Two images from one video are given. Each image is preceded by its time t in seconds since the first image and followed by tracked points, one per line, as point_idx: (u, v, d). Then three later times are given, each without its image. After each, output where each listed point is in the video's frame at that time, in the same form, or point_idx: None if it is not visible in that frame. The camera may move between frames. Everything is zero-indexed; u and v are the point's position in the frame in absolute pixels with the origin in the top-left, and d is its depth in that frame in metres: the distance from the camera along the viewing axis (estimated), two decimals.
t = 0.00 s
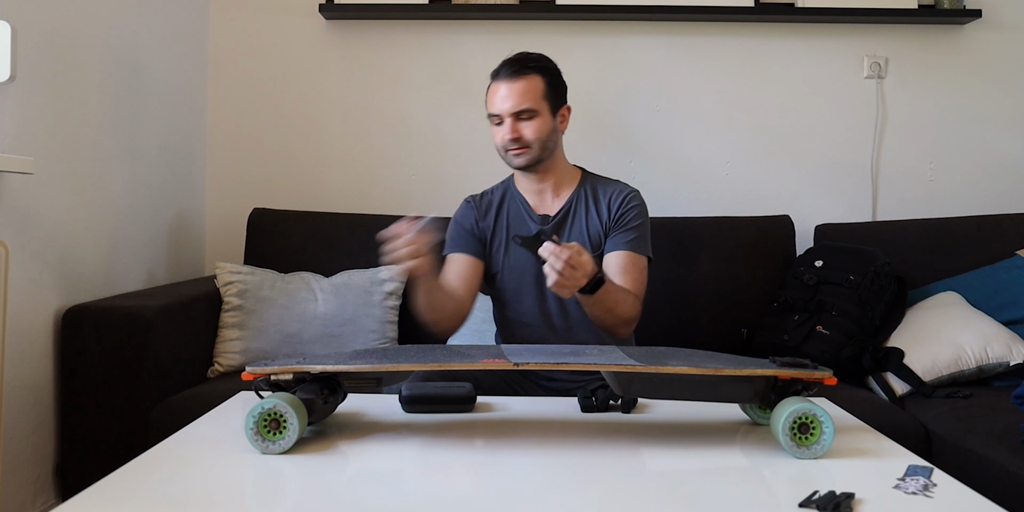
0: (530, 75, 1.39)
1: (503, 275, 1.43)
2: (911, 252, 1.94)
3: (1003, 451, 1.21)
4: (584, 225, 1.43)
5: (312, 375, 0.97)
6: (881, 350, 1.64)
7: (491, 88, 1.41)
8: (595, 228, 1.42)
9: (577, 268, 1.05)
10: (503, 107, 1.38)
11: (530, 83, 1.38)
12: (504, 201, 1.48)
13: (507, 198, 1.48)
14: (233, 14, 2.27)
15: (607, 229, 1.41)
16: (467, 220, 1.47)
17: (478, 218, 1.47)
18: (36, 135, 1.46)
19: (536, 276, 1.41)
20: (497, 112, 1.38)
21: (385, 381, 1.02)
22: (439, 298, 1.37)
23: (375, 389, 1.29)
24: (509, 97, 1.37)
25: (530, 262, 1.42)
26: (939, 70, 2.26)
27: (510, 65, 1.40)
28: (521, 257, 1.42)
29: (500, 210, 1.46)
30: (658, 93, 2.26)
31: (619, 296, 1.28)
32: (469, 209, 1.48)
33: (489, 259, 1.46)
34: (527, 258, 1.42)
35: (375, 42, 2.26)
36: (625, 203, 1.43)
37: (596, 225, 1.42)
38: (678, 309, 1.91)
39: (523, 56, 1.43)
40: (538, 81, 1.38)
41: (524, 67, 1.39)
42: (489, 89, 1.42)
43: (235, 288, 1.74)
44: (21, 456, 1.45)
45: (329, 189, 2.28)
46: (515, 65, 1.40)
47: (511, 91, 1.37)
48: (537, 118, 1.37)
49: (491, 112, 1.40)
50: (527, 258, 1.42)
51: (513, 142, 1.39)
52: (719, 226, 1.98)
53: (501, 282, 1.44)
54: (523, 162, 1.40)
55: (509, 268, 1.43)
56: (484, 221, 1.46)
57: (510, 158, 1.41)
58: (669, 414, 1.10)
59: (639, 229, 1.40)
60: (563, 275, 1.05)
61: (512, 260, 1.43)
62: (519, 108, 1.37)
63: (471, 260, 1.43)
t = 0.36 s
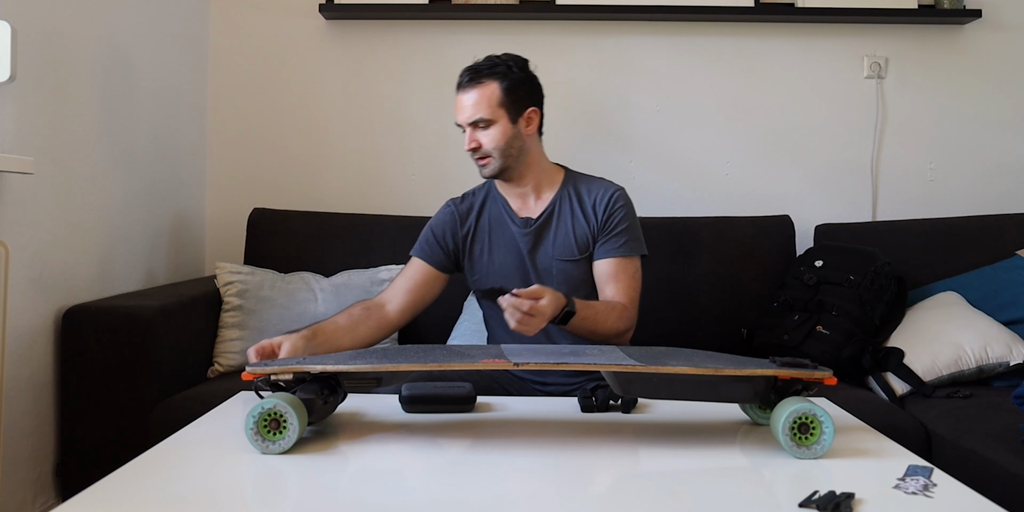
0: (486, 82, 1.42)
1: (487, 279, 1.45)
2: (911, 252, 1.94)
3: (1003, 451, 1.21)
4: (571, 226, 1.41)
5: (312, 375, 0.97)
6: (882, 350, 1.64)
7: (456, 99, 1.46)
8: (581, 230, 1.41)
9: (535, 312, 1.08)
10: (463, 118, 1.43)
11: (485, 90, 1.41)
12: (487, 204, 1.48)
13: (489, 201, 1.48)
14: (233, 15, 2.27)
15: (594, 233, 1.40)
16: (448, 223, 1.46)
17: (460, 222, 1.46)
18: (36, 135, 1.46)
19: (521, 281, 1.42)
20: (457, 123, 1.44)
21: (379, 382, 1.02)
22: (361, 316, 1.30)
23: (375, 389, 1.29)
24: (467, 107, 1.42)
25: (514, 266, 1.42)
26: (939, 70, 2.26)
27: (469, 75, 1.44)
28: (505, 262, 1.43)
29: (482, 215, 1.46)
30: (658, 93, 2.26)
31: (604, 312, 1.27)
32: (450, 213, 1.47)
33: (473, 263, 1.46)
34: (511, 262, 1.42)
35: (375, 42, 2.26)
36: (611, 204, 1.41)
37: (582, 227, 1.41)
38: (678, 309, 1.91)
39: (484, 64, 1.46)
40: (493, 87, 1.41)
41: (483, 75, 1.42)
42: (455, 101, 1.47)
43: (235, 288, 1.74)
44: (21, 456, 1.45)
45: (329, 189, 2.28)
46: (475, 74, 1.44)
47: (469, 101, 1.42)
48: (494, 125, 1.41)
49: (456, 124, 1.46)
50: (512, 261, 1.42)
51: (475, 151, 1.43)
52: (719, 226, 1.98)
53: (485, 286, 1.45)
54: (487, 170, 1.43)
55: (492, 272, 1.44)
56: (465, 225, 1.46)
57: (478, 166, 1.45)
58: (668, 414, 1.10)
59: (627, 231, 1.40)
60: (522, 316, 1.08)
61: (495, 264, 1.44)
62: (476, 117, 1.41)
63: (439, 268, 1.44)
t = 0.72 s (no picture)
0: (495, 81, 1.36)
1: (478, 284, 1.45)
2: (911, 252, 1.94)
3: (1002, 451, 1.21)
4: (560, 230, 1.42)
5: (312, 375, 0.97)
6: (882, 350, 1.64)
7: (454, 95, 1.37)
8: (571, 233, 1.41)
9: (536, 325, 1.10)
10: (469, 116, 1.34)
11: (495, 90, 1.35)
12: (473, 209, 1.47)
13: (476, 206, 1.47)
14: (233, 14, 2.27)
15: (586, 236, 1.42)
16: (436, 228, 1.46)
17: (447, 228, 1.46)
18: (36, 134, 1.46)
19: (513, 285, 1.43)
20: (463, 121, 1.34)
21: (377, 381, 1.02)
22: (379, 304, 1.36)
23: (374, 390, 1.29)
24: (474, 104, 1.34)
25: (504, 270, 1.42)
26: (939, 69, 2.26)
27: (473, 72, 1.37)
28: (495, 267, 1.43)
29: (469, 221, 1.45)
30: (658, 93, 2.26)
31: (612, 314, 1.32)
32: (437, 219, 1.47)
33: (462, 267, 1.46)
34: (501, 267, 1.43)
35: (375, 42, 2.26)
36: (601, 206, 1.43)
37: (572, 230, 1.41)
38: (678, 309, 1.91)
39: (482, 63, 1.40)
40: (504, 88, 1.36)
41: (490, 73, 1.36)
42: (452, 97, 1.38)
43: (235, 288, 1.74)
44: (21, 456, 1.45)
45: (330, 189, 2.28)
46: (478, 72, 1.37)
47: (479, 98, 1.34)
48: (503, 126, 1.35)
49: (455, 121, 1.37)
50: (501, 264, 1.43)
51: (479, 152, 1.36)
52: (719, 226, 1.98)
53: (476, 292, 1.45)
54: (492, 172, 1.37)
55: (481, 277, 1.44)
56: (452, 231, 1.46)
57: (478, 168, 1.38)
58: (668, 414, 1.10)
59: (618, 232, 1.41)
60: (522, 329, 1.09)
61: (484, 269, 1.44)
62: (486, 115, 1.34)
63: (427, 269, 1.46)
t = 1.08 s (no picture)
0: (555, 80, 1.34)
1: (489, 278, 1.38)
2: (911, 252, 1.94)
3: (1003, 451, 1.21)
4: (573, 226, 1.41)
5: (312, 375, 0.97)
6: (882, 350, 1.64)
7: (512, 85, 1.32)
8: (582, 228, 1.41)
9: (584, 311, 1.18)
10: (535, 111, 1.31)
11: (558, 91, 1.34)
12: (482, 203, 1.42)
13: (483, 201, 1.42)
14: (233, 14, 2.27)
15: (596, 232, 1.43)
16: (443, 222, 1.39)
17: (456, 220, 1.39)
18: (36, 134, 1.46)
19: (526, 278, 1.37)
20: (530, 114, 1.29)
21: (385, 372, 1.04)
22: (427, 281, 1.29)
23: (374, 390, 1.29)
24: (543, 101, 1.31)
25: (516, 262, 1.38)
26: (940, 70, 2.26)
27: (536, 66, 1.33)
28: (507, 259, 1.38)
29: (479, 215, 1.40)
30: (658, 93, 2.26)
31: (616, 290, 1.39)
32: (444, 213, 1.40)
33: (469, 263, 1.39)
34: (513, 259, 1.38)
35: (375, 42, 2.26)
36: (608, 204, 1.46)
37: (583, 225, 1.42)
38: (678, 309, 1.91)
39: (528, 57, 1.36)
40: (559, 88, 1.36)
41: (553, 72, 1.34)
42: (510, 87, 1.32)
43: (235, 288, 1.74)
44: (21, 456, 1.45)
45: (330, 189, 2.28)
46: (536, 67, 1.33)
47: (548, 96, 1.31)
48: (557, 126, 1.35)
49: (515, 113, 1.31)
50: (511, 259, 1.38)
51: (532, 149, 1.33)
52: (719, 226, 1.98)
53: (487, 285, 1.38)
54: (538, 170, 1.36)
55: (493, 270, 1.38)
56: (461, 224, 1.40)
57: (525, 164, 1.35)
58: (668, 414, 1.10)
59: (625, 230, 1.45)
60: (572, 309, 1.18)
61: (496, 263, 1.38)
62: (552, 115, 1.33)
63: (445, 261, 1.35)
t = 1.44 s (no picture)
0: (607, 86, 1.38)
1: (515, 273, 1.41)
2: (911, 252, 1.94)
3: (1003, 450, 1.21)
4: (602, 229, 1.42)
5: (312, 375, 0.97)
6: (881, 350, 1.64)
7: (564, 82, 1.37)
8: (610, 231, 1.43)
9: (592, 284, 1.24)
10: (580, 110, 1.35)
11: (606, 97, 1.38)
12: (516, 196, 1.44)
13: (517, 196, 1.43)
14: (233, 14, 2.27)
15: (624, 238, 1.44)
16: (477, 214, 1.42)
17: (490, 213, 1.42)
18: (36, 135, 1.46)
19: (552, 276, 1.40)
20: (574, 115, 1.34)
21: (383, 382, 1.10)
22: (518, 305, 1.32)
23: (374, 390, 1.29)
24: (587, 103, 1.35)
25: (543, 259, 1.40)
26: (939, 69, 2.26)
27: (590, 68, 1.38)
28: (535, 256, 1.40)
29: (512, 210, 1.42)
30: (658, 92, 2.26)
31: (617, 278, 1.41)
32: (478, 204, 1.42)
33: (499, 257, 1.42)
34: (541, 256, 1.40)
35: (375, 42, 2.26)
36: (638, 211, 1.47)
37: (611, 229, 1.43)
38: (678, 308, 1.91)
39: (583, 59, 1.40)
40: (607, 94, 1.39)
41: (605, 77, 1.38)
42: (561, 84, 1.37)
43: (235, 288, 1.74)
44: (20, 457, 1.45)
45: (329, 189, 2.28)
46: (590, 70, 1.38)
47: (591, 97, 1.36)
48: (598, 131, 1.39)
49: (560, 110, 1.36)
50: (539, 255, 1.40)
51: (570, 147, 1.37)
52: (719, 226, 1.98)
53: (514, 279, 1.41)
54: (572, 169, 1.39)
55: (521, 266, 1.41)
56: (494, 216, 1.42)
57: (561, 162, 1.38)
58: (668, 414, 1.10)
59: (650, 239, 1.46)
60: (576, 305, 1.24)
61: (523, 259, 1.40)
62: (595, 118, 1.36)
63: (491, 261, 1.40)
